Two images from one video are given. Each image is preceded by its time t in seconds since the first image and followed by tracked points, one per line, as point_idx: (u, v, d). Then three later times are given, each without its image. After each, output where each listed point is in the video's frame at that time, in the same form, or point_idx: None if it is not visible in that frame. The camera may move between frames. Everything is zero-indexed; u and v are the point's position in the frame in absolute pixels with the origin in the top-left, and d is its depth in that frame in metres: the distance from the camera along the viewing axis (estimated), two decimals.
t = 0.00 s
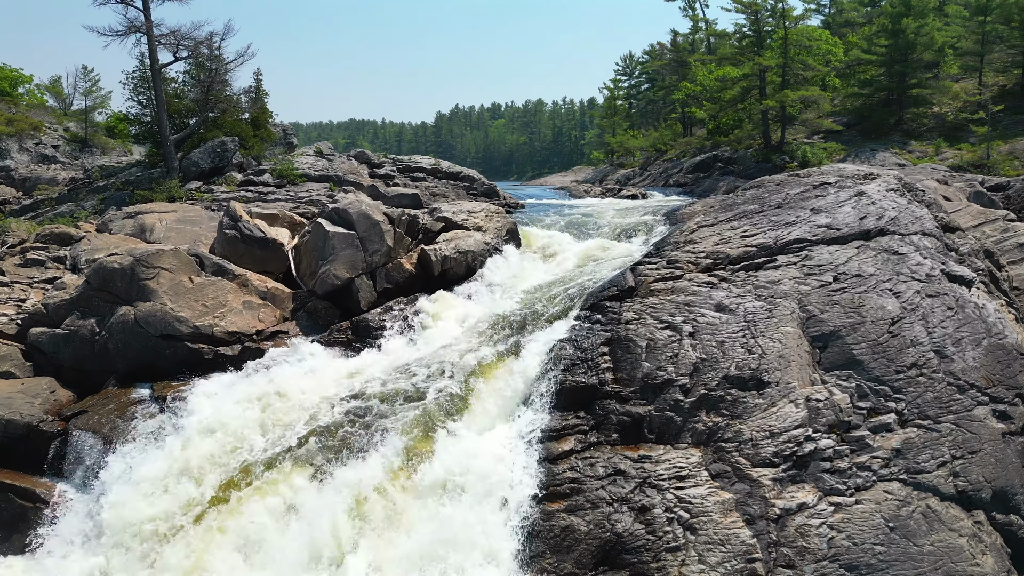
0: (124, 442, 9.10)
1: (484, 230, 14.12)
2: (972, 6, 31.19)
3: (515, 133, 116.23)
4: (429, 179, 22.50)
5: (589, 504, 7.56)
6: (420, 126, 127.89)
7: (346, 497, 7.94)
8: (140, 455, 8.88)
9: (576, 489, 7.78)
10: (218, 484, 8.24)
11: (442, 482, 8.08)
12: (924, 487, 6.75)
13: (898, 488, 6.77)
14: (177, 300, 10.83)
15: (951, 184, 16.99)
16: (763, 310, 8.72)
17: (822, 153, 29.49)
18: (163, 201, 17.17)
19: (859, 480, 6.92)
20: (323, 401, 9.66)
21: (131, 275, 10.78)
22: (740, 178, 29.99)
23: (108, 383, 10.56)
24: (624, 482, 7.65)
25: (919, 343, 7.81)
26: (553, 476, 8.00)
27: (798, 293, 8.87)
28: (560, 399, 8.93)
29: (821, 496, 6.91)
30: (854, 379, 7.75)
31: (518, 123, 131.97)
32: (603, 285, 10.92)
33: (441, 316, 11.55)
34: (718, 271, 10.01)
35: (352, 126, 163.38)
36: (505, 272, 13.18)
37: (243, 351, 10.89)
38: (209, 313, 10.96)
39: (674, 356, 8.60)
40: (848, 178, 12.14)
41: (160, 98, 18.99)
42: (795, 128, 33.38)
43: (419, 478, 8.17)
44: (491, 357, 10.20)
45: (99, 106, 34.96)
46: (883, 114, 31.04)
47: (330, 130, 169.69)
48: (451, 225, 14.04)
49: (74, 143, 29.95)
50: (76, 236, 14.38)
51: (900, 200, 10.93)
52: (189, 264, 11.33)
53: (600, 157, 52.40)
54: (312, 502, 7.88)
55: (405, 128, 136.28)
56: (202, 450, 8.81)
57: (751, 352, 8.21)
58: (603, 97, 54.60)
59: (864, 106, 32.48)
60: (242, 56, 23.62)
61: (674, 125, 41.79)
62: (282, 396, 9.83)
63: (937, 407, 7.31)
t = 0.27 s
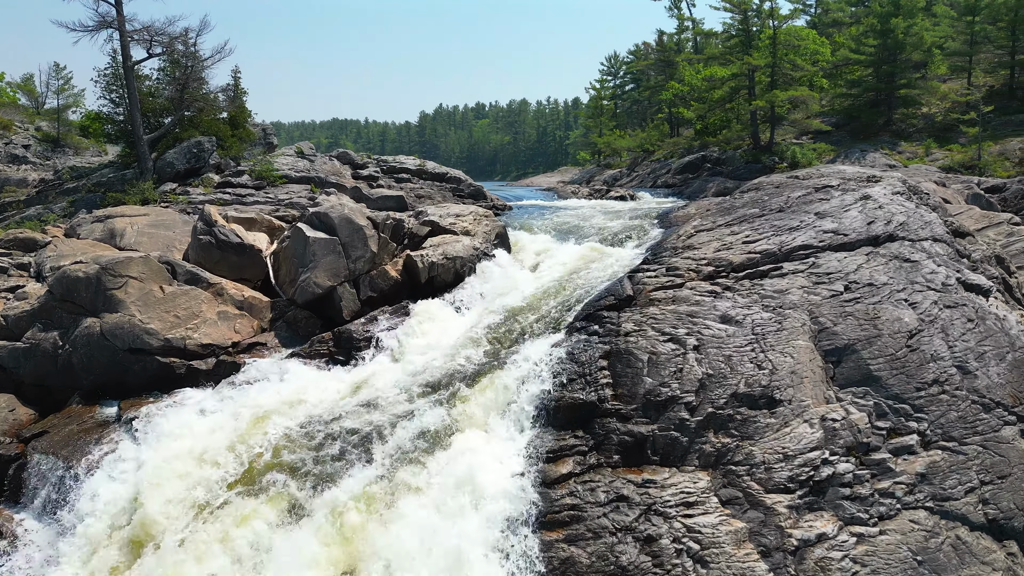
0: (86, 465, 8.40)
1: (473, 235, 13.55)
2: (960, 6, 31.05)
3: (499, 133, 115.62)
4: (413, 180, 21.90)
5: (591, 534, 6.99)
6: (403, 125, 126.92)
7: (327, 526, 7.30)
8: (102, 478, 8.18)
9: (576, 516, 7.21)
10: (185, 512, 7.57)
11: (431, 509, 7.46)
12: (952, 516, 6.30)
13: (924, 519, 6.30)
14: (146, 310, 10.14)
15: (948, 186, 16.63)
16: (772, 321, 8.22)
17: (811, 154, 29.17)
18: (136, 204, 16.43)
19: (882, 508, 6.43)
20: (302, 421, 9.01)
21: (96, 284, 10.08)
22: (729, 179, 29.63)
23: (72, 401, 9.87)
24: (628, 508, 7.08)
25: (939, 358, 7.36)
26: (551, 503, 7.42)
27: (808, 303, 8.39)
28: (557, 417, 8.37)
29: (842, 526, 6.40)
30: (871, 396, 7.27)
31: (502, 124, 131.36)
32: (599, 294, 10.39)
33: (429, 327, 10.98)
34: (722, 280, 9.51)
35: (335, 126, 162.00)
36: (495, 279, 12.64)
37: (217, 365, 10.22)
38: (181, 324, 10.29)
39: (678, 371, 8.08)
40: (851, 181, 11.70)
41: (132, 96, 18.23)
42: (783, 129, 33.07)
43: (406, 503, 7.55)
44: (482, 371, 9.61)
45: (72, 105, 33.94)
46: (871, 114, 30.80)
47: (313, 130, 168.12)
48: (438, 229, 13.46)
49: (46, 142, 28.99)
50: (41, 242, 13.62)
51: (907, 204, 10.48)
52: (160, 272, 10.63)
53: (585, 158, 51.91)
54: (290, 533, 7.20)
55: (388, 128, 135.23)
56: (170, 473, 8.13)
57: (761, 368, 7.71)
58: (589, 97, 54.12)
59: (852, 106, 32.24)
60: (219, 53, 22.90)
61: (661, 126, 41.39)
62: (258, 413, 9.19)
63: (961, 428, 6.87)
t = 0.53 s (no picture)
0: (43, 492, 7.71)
1: (462, 240, 12.97)
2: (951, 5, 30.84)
3: (486, 133, 114.95)
4: (400, 181, 21.26)
5: (593, 569, 6.41)
6: (389, 125, 125.93)
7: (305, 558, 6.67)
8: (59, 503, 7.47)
9: (578, 549, 6.62)
10: (150, 542, 6.87)
11: (420, 541, 6.84)
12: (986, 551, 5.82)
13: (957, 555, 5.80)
14: (114, 321, 9.47)
15: (949, 188, 16.25)
16: (783, 335, 7.69)
17: (803, 154, 28.81)
18: (108, 207, 15.71)
19: (911, 543, 5.92)
20: (279, 443, 8.38)
21: (61, 293, 9.40)
22: (721, 180, 29.22)
23: (32, 421, 9.18)
24: (634, 541, 6.50)
25: (966, 376, 6.87)
26: (550, 534, 6.83)
27: (821, 314, 7.87)
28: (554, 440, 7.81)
29: (869, 562, 5.87)
30: (894, 417, 6.77)
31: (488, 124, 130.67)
32: (596, 304, 9.85)
33: (417, 340, 10.39)
34: (726, 289, 8.99)
35: (319, 126, 160.61)
36: (486, 287, 12.08)
37: (191, 381, 9.59)
38: (152, 337, 9.63)
39: (685, 389, 7.53)
40: (857, 185, 11.23)
41: (105, 94, 17.49)
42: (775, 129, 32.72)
43: (392, 535, 6.94)
44: (472, 388, 9.03)
45: (47, 103, 32.98)
46: (863, 115, 30.52)
47: (298, 129, 166.68)
48: (425, 234, 12.86)
49: (18, 143, 28.05)
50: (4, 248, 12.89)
51: (918, 208, 10.01)
52: (129, 281, 9.96)
53: (573, 158, 51.38)
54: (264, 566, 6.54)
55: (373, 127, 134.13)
56: (134, 500, 7.44)
57: (774, 386, 7.17)
58: (576, 96, 53.58)
59: (844, 106, 31.92)
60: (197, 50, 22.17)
61: (650, 126, 40.98)
62: (233, 435, 8.54)
63: (992, 453, 6.39)
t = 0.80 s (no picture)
0: None
1: (453, 247, 12.40)
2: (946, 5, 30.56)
3: (474, 133, 114.27)
4: (387, 183, 20.65)
5: None
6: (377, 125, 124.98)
7: None
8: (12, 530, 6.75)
9: None
10: None
11: None
12: None
13: None
14: (80, 335, 8.78)
15: (953, 191, 15.83)
16: (801, 352, 7.15)
17: (798, 155, 28.39)
18: (82, 210, 15.01)
19: None
20: (256, 466, 7.72)
21: (22, 305, 8.70)
22: (715, 182, 28.76)
23: None
24: None
25: (1001, 398, 6.38)
26: (552, 572, 6.22)
27: (840, 329, 7.34)
28: (555, 466, 7.22)
29: None
30: (925, 443, 6.26)
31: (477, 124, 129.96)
32: (596, 316, 9.28)
33: (406, 354, 9.81)
34: (735, 301, 8.44)
35: (307, 125, 159.35)
36: (479, 298, 11.51)
37: (164, 401, 8.93)
38: (121, 352, 8.96)
39: (696, 411, 6.97)
40: (867, 189, 10.74)
41: (80, 92, 16.75)
42: (768, 130, 32.31)
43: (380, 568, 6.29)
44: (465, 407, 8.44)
45: (24, 103, 32.03)
46: (858, 115, 30.16)
47: (285, 129, 165.28)
48: (414, 239, 12.27)
49: None
50: None
51: (934, 213, 9.53)
52: (97, 293, 9.27)
53: (564, 159, 50.81)
54: None
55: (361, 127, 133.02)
56: (95, 528, 6.74)
57: (793, 409, 6.62)
58: (567, 96, 53.08)
59: (838, 107, 31.54)
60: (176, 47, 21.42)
61: (642, 127, 40.50)
62: (207, 455, 7.89)
63: None
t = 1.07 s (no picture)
0: None
1: (446, 254, 11.82)
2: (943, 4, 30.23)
3: (465, 133, 113.60)
4: (377, 185, 20.03)
5: None
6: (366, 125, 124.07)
7: None
8: None
9: None
10: None
11: None
12: None
13: None
14: (43, 354, 8.00)
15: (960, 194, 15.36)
16: (825, 372, 6.59)
17: (795, 156, 27.96)
18: (55, 215, 14.32)
19: None
20: (231, 492, 7.06)
21: None
22: (711, 183, 28.29)
23: None
24: None
25: None
26: None
27: (866, 347, 6.79)
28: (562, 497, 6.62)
29: None
30: (966, 476, 5.73)
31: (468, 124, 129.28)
32: (599, 330, 8.72)
33: (396, 371, 9.19)
34: (749, 314, 7.90)
35: (296, 126, 158.17)
36: (474, 308, 10.94)
37: (134, 423, 8.28)
38: (89, 371, 8.26)
39: (712, 437, 6.38)
40: (881, 193, 10.21)
41: (54, 91, 16.03)
42: (763, 131, 31.88)
43: None
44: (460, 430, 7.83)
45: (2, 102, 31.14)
46: (854, 116, 29.78)
47: (273, 129, 164.00)
48: (405, 246, 11.68)
49: None
50: None
51: (955, 219, 9.00)
52: (63, 306, 8.45)
53: (556, 160, 50.27)
54: None
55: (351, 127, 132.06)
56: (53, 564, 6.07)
57: (820, 436, 6.04)
58: (559, 97, 52.58)
59: (835, 107, 31.14)
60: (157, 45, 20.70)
61: (635, 128, 40.03)
62: (178, 482, 7.23)
63: None
